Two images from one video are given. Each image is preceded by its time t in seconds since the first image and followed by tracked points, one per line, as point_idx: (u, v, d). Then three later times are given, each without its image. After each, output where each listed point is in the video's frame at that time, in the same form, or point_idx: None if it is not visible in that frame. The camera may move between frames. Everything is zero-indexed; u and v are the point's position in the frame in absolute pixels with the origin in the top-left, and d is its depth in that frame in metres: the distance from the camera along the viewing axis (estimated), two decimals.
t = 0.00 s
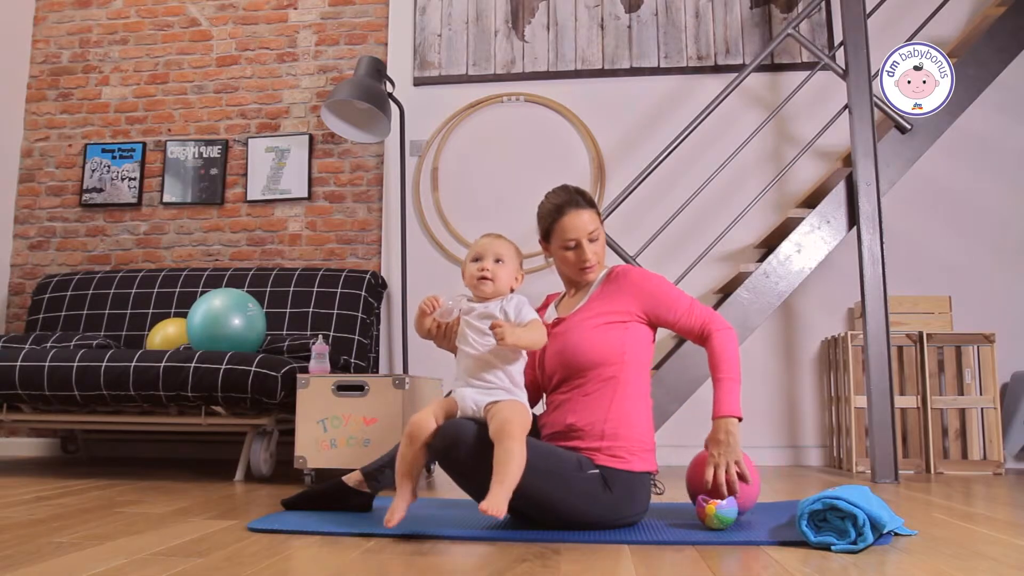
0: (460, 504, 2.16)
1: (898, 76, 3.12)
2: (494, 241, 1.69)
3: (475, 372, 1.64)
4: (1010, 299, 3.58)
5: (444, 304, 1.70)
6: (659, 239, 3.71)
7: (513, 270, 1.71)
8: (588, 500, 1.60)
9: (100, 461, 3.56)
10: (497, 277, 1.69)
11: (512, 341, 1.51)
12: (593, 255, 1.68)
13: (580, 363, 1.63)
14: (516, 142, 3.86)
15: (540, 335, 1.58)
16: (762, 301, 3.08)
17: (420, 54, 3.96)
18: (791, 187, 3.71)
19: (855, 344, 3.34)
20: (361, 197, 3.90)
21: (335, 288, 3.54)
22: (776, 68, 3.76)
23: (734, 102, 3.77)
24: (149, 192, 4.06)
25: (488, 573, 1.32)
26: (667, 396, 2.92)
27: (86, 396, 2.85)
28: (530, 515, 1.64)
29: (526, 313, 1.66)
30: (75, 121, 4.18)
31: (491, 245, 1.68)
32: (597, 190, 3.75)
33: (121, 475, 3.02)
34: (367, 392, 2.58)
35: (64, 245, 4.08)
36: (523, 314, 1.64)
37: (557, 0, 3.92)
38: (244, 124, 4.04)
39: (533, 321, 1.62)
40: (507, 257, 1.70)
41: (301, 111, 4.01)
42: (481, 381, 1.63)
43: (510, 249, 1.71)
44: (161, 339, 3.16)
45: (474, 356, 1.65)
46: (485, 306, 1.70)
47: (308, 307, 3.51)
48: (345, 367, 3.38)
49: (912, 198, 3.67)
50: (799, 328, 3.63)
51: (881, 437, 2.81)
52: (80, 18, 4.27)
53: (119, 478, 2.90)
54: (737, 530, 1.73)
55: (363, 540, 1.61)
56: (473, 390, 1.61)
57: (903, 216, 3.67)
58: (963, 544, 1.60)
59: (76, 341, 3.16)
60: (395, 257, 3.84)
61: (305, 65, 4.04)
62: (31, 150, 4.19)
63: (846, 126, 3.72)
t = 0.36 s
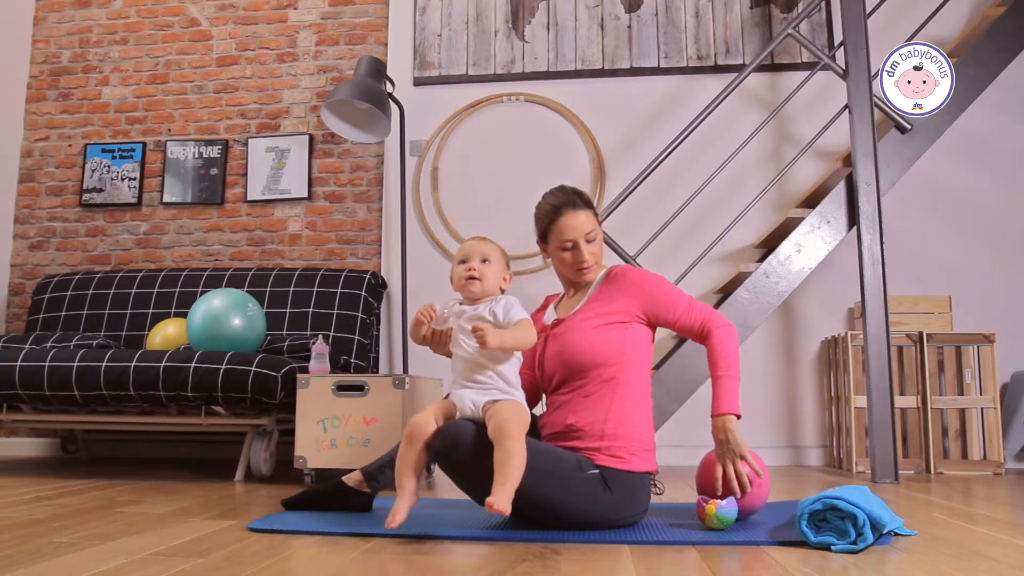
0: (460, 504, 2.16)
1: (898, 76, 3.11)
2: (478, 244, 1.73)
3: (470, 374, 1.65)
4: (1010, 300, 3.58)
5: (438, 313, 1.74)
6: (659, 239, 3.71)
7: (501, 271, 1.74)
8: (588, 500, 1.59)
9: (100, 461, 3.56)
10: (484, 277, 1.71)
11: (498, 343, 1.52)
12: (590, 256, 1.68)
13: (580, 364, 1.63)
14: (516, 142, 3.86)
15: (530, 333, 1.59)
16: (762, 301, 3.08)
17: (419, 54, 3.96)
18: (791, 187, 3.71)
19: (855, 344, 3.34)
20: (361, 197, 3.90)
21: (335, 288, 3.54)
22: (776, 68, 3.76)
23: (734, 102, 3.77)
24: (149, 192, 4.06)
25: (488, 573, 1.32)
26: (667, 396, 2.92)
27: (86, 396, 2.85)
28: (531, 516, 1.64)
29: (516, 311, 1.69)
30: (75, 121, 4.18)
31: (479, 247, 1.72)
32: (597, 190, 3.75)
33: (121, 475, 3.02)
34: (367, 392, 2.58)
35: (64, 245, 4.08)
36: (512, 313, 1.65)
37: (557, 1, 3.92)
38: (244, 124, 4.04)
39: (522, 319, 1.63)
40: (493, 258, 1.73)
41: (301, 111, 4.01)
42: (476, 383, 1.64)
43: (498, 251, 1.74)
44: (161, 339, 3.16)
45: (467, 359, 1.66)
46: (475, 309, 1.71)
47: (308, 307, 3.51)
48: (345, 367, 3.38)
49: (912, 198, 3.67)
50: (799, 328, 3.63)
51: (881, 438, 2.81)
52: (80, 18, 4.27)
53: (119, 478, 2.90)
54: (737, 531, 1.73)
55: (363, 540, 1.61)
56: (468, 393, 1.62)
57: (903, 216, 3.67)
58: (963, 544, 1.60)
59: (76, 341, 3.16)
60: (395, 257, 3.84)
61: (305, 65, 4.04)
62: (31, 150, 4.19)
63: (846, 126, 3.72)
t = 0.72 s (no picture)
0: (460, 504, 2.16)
1: (898, 76, 3.11)
2: (477, 244, 1.73)
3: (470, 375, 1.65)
4: (1010, 300, 3.58)
5: (440, 315, 1.74)
6: (658, 239, 3.72)
7: (501, 272, 1.74)
8: (588, 500, 1.59)
9: (100, 461, 3.57)
10: (482, 278, 1.70)
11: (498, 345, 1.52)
12: (591, 255, 1.68)
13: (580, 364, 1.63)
14: (516, 142, 3.86)
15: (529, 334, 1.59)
16: (762, 301, 3.08)
17: (419, 54, 3.96)
18: (791, 187, 3.71)
19: (855, 344, 3.34)
20: (361, 197, 3.90)
21: (335, 288, 3.53)
22: (776, 68, 3.77)
23: (734, 102, 3.77)
24: (149, 192, 4.06)
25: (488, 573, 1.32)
26: (667, 396, 2.93)
27: (86, 396, 2.85)
28: (530, 516, 1.64)
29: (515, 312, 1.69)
30: (75, 121, 4.18)
31: (478, 247, 1.72)
32: (597, 189, 3.75)
33: (121, 475, 3.02)
34: (367, 392, 2.58)
35: (64, 245, 4.08)
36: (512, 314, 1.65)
37: (557, 1, 3.92)
38: (244, 124, 4.04)
39: (521, 320, 1.63)
40: (491, 259, 1.72)
41: (301, 111, 4.01)
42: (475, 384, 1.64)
43: (498, 251, 1.74)
44: (161, 339, 3.16)
45: (467, 361, 1.66)
46: (476, 310, 1.71)
47: (308, 307, 3.51)
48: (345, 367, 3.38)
49: (912, 197, 3.67)
50: (799, 329, 3.63)
51: (881, 438, 2.81)
52: (80, 18, 4.27)
53: (118, 478, 2.90)
54: (737, 531, 1.73)
55: (363, 540, 1.61)
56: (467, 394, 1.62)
57: (903, 216, 3.67)
58: (963, 545, 1.60)
59: (76, 341, 3.16)
60: (395, 257, 3.84)
61: (305, 65, 4.04)
62: (31, 150, 4.19)
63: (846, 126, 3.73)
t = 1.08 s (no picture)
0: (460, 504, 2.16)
1: (898, 76, 3.11)
2: (484, 246, 1.70)
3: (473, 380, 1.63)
4: (1010, 300, 3.58)
5: (446, 319, 1.72)
6: (659, 239, 3.71)
7: (509, 274, 1.72)
8: (587, 503, 1.60)
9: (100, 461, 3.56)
10: (489, 282, 1.68)
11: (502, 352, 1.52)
12: (594, 252, 1.67)
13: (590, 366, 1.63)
14: (516, 142, 3.86)
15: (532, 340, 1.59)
16: (762, 301, 3.08)
17: (419, 54, 3.96)
18: (791, 187, 3.71)
19: (855, 344, 3.34)
20: (361, 197, 3.90)
21: (335, 288, 3.54)
22: (776, 68, 3.77)
23: (734, 102, 3.77)
24: (149, 192, 4.06)
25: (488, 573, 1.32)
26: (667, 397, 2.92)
27: (86, 396, 2.85)
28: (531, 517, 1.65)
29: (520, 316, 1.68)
30: (75, 121, 4.18)
31: (485, 247, 1.70)
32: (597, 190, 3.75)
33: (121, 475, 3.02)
34: (367, 392, 2.58)
35: (64, 245, 4.08)
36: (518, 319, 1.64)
37: (557, 1, 3.92)
38: (244, 124, 4.04)
39: (525, 326, 1.62)
40: (499, 262, 1.70)
41: (301, 111, 4.01)
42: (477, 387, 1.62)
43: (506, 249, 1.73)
44: (161, 339, 3.16)
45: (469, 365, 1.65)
46: (481, 314, 1.70)
47: (308, 307, 3.51)
48: (345, 367, 3.39)
49: (912, 197, 3.67)
50: (799, 328, 3.63)
51: (881, 438, 2.81)
52: (80, 18, 4.27)
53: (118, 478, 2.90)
54: (737, 531, 1.73)
55: (363, 540, 1.61)
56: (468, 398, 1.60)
57: (904, 216, 3.67)
58: (963, 545, 1.60)
59: (76, 341, 3.16)
60: (395, 257, 3.84)
61: (305, 65, 4.04)
62: (31, 150, 4.19)
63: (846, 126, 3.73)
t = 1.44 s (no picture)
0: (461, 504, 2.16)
1: (898, 76, 3.11)
2: (517, 237, 1.71)
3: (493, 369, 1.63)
4: (1009, 299, 3.58)
5: (462, 312, 1.81)
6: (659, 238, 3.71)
7: (540, 266, 1.74)
8: (590, 505, 1.60)
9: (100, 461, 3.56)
10: (519, 274, 1.70)
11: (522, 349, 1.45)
12: (600, 244, 1.71)
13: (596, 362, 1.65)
14: (516, 142, 3.86)
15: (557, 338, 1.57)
16: (762, 301, 3.08)
17: (419, 54, 3.96)
18: (791, 187, 3.71)
19: (855, 344, 3.34)
20: (361, 197, 3.90)
21: (336, 288, 3.54)
22: (776, 68, 3.77)
23: (734, 102, 3.77)
24: (149, 192, 4.06)
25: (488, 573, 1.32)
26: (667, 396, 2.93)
27: (86, 396, 2.85)
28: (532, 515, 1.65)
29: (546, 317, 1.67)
30: (75, 121, 4.18)
31: (513, 237, 1.72)
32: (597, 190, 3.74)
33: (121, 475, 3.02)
34: (366, 392, 2.58)
35: (64, 245, 4.08)
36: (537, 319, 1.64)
37: (557, 1, 3.92)
38: (244, 124, 4.04)
39: (547, 325, 1.62)
40: (530, 253, 1.71)
41: (301, 111, 4.01)
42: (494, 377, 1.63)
43: (537, 239, 1.74)
44: (161, 339, 3.16)
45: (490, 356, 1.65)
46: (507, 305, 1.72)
47: (308, 307, 3.51)
48: (346, 367, 3.39)
49: (912, 198, 3.67)
50: (799, 328, 3.63)
51: (881, 438, 2.81)
52: (80, 18, 4.27)
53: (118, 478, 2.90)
54: (737, 531, 1.73)
55: (364, 540, 1.61)
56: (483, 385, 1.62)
57: (904, 216, 3.67)
58: (963, 545, 1.60)
59: (76, 341, 3.16)
60: (395, 257, 3.84)
61: (305, 65, 4.04)
62: (31, 150, 4.19)
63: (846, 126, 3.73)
